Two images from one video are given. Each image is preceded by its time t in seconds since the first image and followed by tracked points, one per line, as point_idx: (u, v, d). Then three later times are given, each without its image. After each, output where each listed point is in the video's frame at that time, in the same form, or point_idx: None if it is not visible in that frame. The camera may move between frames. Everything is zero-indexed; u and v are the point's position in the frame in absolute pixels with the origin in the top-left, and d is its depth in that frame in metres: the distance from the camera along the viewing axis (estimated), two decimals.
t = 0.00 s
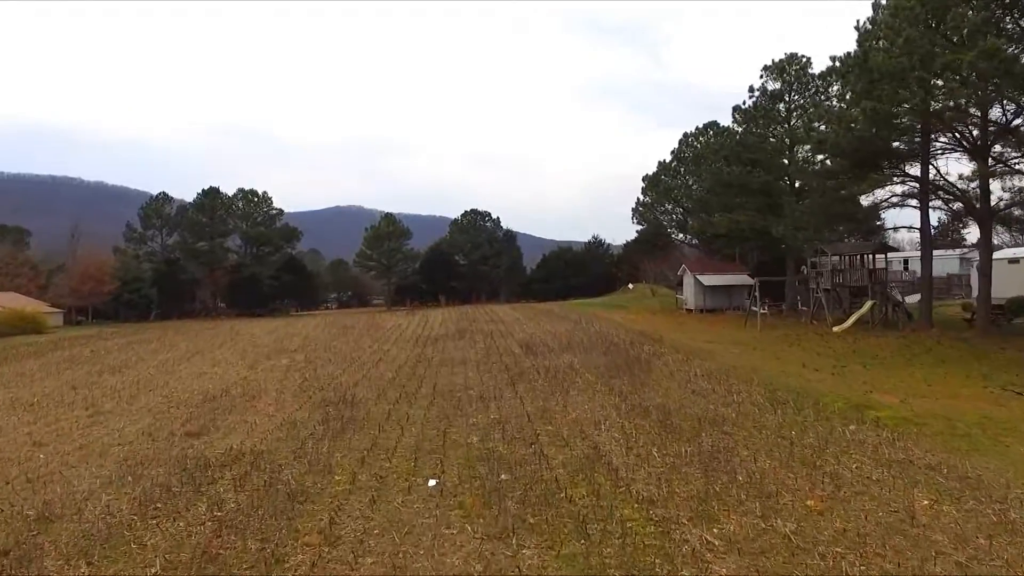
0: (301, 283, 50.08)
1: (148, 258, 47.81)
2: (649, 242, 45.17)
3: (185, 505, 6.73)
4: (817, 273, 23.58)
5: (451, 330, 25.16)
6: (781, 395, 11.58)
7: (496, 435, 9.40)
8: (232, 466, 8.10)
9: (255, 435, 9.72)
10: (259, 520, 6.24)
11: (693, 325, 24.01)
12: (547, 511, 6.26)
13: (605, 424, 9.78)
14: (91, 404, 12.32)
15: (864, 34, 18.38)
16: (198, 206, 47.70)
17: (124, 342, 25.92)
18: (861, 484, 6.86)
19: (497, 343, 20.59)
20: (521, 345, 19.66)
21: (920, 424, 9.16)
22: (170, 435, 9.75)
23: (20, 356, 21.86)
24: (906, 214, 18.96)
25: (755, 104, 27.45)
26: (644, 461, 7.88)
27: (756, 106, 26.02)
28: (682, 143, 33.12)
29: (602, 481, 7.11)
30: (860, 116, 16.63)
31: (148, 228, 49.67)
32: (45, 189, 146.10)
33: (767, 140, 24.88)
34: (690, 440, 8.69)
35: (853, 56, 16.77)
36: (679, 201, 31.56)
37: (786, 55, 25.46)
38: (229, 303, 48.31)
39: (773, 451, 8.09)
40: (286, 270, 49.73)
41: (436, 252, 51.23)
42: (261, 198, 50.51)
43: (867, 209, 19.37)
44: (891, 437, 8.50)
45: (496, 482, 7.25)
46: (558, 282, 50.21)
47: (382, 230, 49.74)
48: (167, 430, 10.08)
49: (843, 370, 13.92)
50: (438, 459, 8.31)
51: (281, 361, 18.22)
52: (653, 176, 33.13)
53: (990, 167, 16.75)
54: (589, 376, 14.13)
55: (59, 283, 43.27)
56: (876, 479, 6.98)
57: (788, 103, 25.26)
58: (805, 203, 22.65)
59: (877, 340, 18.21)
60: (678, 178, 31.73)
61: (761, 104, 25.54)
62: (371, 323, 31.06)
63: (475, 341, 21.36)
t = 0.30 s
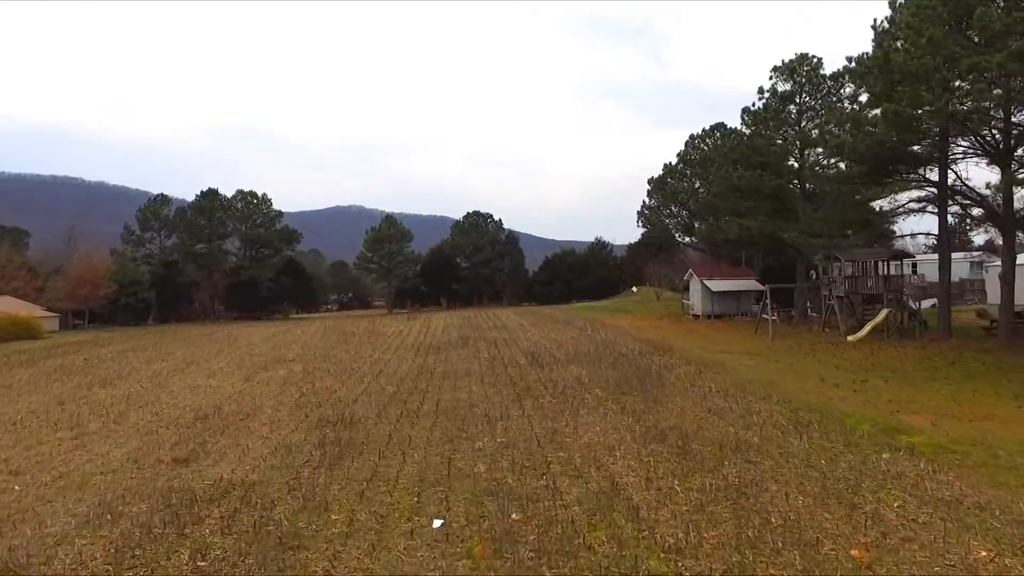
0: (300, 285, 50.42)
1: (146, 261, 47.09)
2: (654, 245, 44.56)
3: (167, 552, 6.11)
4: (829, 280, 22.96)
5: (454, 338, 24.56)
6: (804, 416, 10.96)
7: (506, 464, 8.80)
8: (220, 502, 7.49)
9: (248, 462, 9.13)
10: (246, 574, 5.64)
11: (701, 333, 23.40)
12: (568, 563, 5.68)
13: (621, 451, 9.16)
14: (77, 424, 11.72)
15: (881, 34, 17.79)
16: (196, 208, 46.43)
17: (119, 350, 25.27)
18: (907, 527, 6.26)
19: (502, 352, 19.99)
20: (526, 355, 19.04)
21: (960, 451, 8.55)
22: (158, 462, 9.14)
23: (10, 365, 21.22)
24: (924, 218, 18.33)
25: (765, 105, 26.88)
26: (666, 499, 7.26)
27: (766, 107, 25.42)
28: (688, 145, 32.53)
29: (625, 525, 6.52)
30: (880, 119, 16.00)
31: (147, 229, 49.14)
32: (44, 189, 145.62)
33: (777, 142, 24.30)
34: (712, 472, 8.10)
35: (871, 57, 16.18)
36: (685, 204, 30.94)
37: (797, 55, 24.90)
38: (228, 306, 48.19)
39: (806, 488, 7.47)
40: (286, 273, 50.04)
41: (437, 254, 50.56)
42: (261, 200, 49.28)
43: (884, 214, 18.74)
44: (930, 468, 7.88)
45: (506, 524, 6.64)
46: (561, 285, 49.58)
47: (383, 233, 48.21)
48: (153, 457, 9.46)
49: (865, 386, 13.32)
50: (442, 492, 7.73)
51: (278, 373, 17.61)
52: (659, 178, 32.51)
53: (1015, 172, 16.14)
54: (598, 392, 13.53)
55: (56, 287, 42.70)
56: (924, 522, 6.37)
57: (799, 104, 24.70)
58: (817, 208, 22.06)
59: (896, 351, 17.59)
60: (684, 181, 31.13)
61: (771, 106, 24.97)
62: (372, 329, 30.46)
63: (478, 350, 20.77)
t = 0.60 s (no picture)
0: (300, 289, 49.77)
1: (144, 264, 46.47)
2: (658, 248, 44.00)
3: None
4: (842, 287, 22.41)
5: (457, 345, 23.98)
6: (830, 440, 10.37)
7: (517, 496, 8.20)
8: (207, 544, 6.89)
9: (240, 494, 8.53)
10: None
11: (710, 341, 22.82)
12: None
13: (640, 482, 8.57)
14: (62, 445, 11.13)
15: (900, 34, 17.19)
16: (194, 210, 45.72)
17: (114, 358, 24.63)
18: None
19: (506, 362, 19.43)
20: (532, 366, 18.46)
21: (1006, 485, 7.96)
22: (143, 493, 8.56)
23: None
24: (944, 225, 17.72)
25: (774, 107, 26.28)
26: (694, 542, 6.67)
27: (777, 109, 24.82)
28: (695, 147, 31.90)
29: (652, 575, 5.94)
30: (902, 122, 15.40)
31: (144, 232, 47.83)
32: (43, 189, 145.02)
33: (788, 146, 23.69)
34: (740, 509, 7.50)
35: (891, 58, 15.55)
36: (693, 207, 30.27)
37: (808, 55, 24.31)
38: (227, 309, 47.59)
39: (847, 529, 6.86)
40: (286, 276, 49.59)
41: (440, 256, 49.96)
42: (260, 201, 48.63)
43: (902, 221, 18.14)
44: (979, 507, 7.27)
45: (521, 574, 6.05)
46: (565, 288, 48.99)
47: (384, 235, 47.13)
48: (139, 486, 8.86)
49: (889, 402, 12.75)
50: (450, 532, 7.13)
51: (276, 386, 17.02)
52: (665, 181, 31.85)
53: None
54: (608, 408, 12.96)
55: (52, 290, 42.09)
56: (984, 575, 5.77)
57: (810, 106, 24.10)
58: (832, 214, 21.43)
59: (915, 362, 17.00)
60: (691, 184, 30.48)
61: (782, 108, 24.35)
62: (373, 335, 29.86)
63: (482, 360, 20.21)
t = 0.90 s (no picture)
0: (300, 292, 49.14)
1: (142, 266, 45.91)
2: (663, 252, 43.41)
3: None
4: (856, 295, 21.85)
5: (460, 353, 23.38)
6: (858, 466, 9.80)
7: (530, 534, 7.61)
8: None
9: (231, 530, 7.93)
10: None
11: (721, 350, 22.23)
12: None
13: (661, 518, 7.98)
14: (45, 469, 10.52)
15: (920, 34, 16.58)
16: (193, 212, 45.17)
17: (108, 366, 23.98)
18: None
19: (511, 373, 18.84)
20: (538, 377, 17.86)
21: None
22: (126, 529, 7.97)
23: None
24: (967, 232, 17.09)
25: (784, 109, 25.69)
26: None
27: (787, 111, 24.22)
28: (701, 150, 31.31)
29: None
30: (925, 125, 14.80)
31: (143, 234, 46.48)
32: (42, 189, 144.44)
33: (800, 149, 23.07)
34: (774, 553, 6.90)
35: (914, 58, 14.96)
36: (700, 211, 29.65)
37: (820, 56, 23.71)
38: (226, 313, 47.01)
39: None
40: (286, 278, 49.02)
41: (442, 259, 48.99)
42: (260, 203, 48.05)
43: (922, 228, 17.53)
44: None
45: None
46: (568, 291, 48.38)
47: (385, 238, 45.47)
48: (123, 520, 8.28)
49: (915, 422, 12.17)
50: None
51: (274, 399, 16.44)
52: (671, 184, 31.20)
53: None
54: (620, 428, 12.37)
55: (47, 294, 41.43)
56: None
57: (822, 108, 23.51)
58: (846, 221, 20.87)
59: (937, 375, 16.40)
60: (698, 187, 29.86)
61: (792, 109, 23.74)
62: (374, 341, 29.27)
63: (486, 370, 19.62)
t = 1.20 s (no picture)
0: (299, 296, 48.52)
1: (139, 270, 45.45)
2: (668, 255, 42.78)
3: None
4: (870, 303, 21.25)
5: (464, 363, 22.78)
6: (891, 497, 9.17)
7: None
8: None
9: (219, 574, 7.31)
10: None
11: (731, 361, 21.64)
12: None
13: (687, 560, 7.39)
14: (25, 497, 9.93)
15: (941, 35, 16.13)
16: (192, 215, 44.67)
17: (102, 375, 23.40)
18: None
19: (517, 385, 18.26)
20: (545, 391, 17.26)
21: None
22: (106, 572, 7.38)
23: None
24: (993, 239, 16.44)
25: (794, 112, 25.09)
26: None
27: (799, 114, 23.59)
28: (708, 152, 30.68)
29: None
30: (951, 130, 14.28)
31: (140, 236, 45.68)
32: (42, 189, 144.03)
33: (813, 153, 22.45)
34: None
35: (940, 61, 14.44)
36: (708, 215, 29.03)
37: (833, 57, 23.13)
38: (225, 317, 46.49)
39: None
40: (285, 282, 48.48)
41: (444, 261, 48.60)
42: (259, 205, 47.35)
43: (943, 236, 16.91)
44: None
45: None
46: (572, 294, 47.76)
47: (385, 241, 44.89)
48: (104, 561, 7.68)
49: (951, 444, 11.50)
50: None
51: (271, 415, 15.84)
52: (678, 188, 30.53)
53: None
54: (634, 450, 11.76)
55: (43, 298, 40.84)
56: None
57: (835, 110, 22.91)
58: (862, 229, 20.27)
59: (961, 389, 15.76)
60: (705, 191, 29.23)
61: (804, 112, 23.14)
62: (375, 347, 28.72)
63: (492, 382, 19.06)
